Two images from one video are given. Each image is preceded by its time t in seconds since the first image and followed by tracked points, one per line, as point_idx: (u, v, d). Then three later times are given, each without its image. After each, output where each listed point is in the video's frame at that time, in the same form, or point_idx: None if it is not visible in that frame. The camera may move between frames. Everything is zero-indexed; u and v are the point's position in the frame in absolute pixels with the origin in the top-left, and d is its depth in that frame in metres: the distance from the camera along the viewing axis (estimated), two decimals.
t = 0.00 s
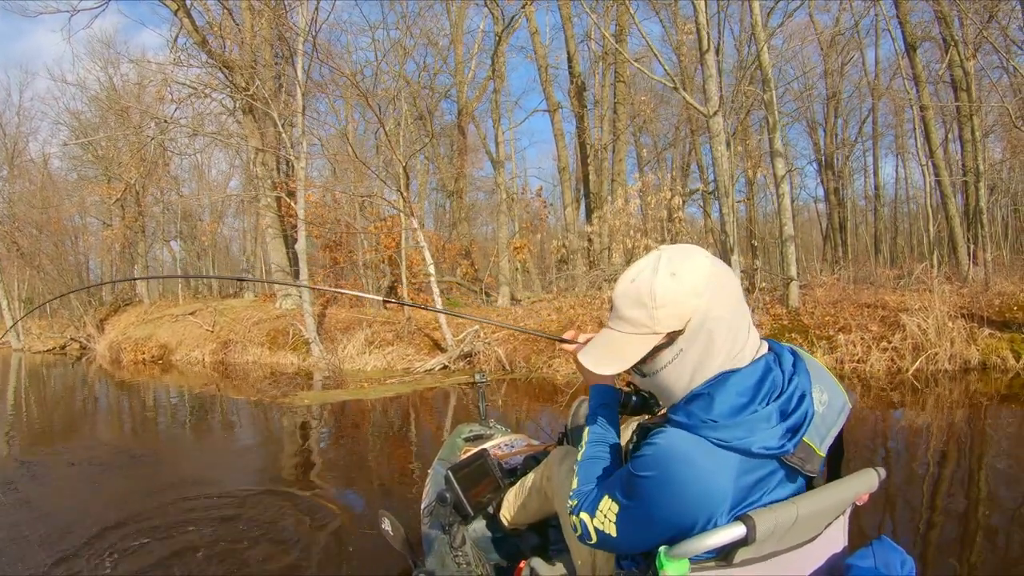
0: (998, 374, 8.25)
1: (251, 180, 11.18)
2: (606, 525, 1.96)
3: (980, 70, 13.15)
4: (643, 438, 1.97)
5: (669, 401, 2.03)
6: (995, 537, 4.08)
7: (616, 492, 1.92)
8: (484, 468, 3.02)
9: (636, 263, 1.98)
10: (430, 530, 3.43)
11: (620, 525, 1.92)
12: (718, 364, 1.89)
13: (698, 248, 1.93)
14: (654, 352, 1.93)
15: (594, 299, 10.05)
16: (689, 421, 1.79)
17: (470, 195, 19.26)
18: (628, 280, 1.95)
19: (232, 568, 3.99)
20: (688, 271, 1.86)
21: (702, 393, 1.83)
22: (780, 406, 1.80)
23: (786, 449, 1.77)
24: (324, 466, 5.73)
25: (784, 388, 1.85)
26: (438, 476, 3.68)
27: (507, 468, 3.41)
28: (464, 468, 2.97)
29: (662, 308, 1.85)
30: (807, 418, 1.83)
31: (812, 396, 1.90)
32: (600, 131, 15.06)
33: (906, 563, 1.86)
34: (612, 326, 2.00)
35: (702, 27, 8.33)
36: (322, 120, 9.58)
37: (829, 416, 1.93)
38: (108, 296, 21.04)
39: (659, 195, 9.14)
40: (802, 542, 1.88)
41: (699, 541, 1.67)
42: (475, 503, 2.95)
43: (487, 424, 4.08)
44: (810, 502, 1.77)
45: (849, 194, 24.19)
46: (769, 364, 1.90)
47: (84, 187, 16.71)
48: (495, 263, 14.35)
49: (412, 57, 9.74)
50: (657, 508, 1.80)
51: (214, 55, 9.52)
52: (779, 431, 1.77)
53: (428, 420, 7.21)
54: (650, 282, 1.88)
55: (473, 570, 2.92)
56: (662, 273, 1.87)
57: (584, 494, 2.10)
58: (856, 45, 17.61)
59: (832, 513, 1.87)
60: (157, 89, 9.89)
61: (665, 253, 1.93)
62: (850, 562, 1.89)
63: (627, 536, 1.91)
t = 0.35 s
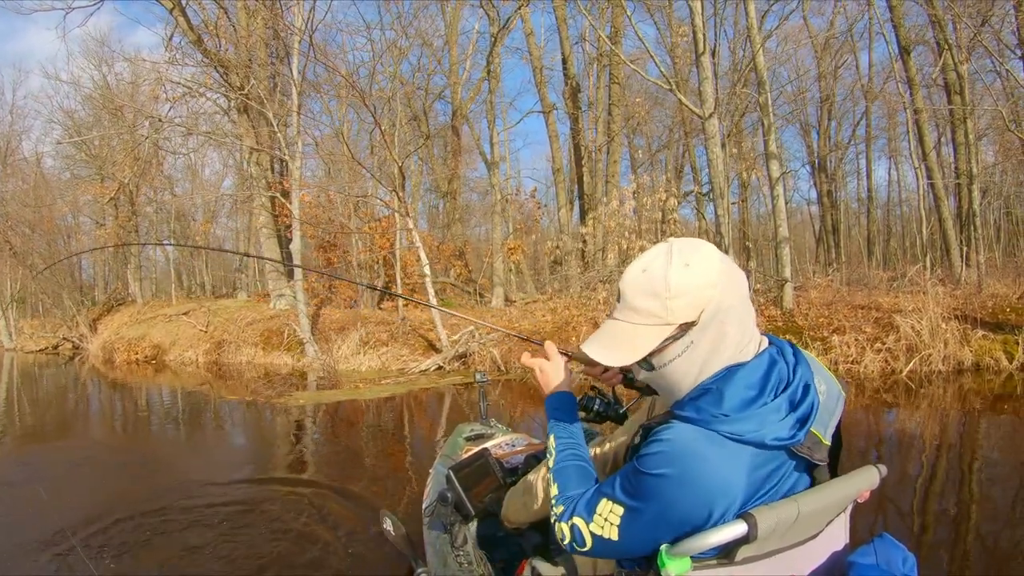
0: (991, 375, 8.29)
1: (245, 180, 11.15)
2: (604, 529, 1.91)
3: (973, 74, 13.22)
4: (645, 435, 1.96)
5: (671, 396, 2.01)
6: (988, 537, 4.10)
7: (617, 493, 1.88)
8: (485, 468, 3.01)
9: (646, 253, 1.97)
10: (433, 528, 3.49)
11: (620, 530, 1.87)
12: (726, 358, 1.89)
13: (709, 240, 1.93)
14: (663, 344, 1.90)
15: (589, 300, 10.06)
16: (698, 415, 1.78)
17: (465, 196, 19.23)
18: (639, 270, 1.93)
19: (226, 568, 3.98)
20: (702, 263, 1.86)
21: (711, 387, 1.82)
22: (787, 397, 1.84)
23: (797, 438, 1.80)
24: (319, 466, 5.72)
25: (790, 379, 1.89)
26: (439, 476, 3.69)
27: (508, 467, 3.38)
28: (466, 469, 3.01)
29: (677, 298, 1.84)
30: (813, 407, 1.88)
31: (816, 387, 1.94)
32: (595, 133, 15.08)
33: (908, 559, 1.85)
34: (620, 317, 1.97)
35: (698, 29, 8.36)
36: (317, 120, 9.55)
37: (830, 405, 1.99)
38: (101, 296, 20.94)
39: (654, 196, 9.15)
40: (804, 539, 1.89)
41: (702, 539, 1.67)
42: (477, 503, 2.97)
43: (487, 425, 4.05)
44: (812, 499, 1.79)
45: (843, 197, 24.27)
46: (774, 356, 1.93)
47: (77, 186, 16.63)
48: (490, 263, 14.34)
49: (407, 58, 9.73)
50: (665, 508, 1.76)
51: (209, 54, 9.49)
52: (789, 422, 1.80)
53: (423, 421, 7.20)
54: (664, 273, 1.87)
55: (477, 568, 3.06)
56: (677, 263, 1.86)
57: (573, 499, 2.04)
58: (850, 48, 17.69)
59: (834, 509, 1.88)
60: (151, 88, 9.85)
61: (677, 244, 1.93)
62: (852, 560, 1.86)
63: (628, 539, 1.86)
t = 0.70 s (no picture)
0: (983, 378, 8.33)
1: (239, 180, 11.11)
2: (608, 543, 1.91)
3: (965, 80, 13.29)
4: (641, 438, 1.95)
5: (666, 402, 2.01)
6: (979, 539, 4.12)
7: (619, 503, 1.88)
8: (483, 469, 3.05)
9: (635, 259, 1.96)
10: (432, 527, 3.40)
11: (624, 543, 1.87)
12: (720, 362, 1.90)
13: (696, 243, 1.93)
14: (657, 351, 1.90)
15: (583, 302, 10.07)
16: (695, 418, 1.78)
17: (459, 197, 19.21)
18: (628, 277, 1.92)
19: (219, 568, 3.97)
20: (692, 267, 1.86)
21: (706, 391, 1.83)
22: (783, 396, 1.86)
23: (796, 436, 1.81)
24: (314, 466, 5.71)
25: (785, 377, 1.90)
26: (438, 475, 3.69)
27: (507, 466, 3.42)
28: (466, 468, 2.97)
29: (669, 304, 1.84)
30: (809, 405, 1.89)
31: (810, 384, 1.96)
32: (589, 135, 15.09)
33: (908, 557, 1.85)
34: (611, 326, 1.96)
35: (694, 33, 8.38)
36: (311, 120, 9.53)
37: (824, 400, 2.01)
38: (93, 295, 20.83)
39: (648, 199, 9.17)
40: (805, 537, 1.89)
41: (702, 538, 1.68)
42: (476, 503, 2.97)
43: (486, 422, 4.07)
44: (812, 497, 1.79)
45: (835, 201, 24.36)
46: (767, 355, 1.95)
47: (69, 185, 16.53)
48: (484, 265, 14.34)
49: (402, 58, 9.71)
50: (665, 513, 1.77)
51: (204, 53, 9.46)
52: (786, 420, 1.82)
53: (417, 422, 7.19)
54: (654, 279, 1.86)
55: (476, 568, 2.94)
56: (667, 269, 1.86)
57: (577, 517, 2.04)
58: (844, 53, 17.76)
59: (833, 507, 1.89)
60: (145, 87, 9.82)
61: (665, 248, 1.93)
62: (851, 557, 1.87)
63: (633, 549, 1.87)
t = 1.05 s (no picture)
0: (975, 381, 8.37)
1: (233, 179, 11.07)
2: (607, 543, 1.92)
3: (958, 86, 13.38)
4: (635, 439, 1.94)
5: (661, 402, 2.02)
6: (971, 542, 4.13)
7: (616, 504, 1.89)
8: (484, 470, 3.15)
9: (628, 260, 1.96)
10: (430, 529, 3.46)
11: (623, 544, 1.88)
12: (713, 363, 1.90)
13: (688, 244, 1.93)
14: (649, 353, 1.92)
15: (577, 304, 10.07)
16: (689, 418, 1.79)
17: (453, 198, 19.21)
18: (620, 279, 1.93)
19: (210, 568, 3.95)
20: (684, 269, 1.86)
21: (699, 392, 1.83)
22: (777, 396, 1.85)
23: (790, 436, 1.80)
24: (306, 467, 5.69)
25: (778, 377, 1.90)
26: (437, 476, 3.69)
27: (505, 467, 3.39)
28: (465, 468, 3.11)
29: (659, 307, 1.85)
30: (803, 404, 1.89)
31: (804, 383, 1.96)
32: (584, 137, 15.12)
33: (906, 557, 1.86)
34: (603, 328, 1.98)
35: (689, 36, 8.41)
36: (306, 119, 9.51)
37: (819, 399, 2.01)
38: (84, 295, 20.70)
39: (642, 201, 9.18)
40: (804, 536, 1.90)
41: (700, 538, 1.68)
42: (476, 503, 3.05)
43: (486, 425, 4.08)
44: (809, 496, 1.79)
45: (828, 205, 24.45)
46: (760, 355, 1.95)
47: (61, 183, 16.44)
48: (478, 266, 14.33)
49: (397, 59, 9.71)
50: (660, 512, 1.78)
51: (199, 51, 9.42)
52: (780, 419, 1.81)
53: (410, 423, 7.17)
54: (645, 281, 1.87)
55: (473, 568, 2.91)
56: (657, 271, 1.86)
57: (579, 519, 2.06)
58: (837, 58, 17.86)
59: (831, 507, 1.89)
60: (139, 85, 9.77)
61: (657, 249, 1.93)
62: (850, 557, 1.88)
63: (631, 549, 1.87)
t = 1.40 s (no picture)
0: (968, 384, 8.41)
1: (227, 180, 11.04)
2: (603, 547, 1.92)
3: (951, 89, 13.43)
4: (631, 444, 1.95)
5: (655, 404, 2.03)
6: (963, 544, 4.15)
7: (611, 508, 1.90)
8: (478, 472, 3.05)
9: (629, 260, 1.98)
10: (425, 530, 3.45)
11: (619, 548, 1.88)
12: (707, 367, 1.90)
13: (690, 249, 1.94)
14: (642, 354, 1.93)
15: (571, 306, 10.08)
16: (684, 424, 1.79)
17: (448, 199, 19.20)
18: (619, 279, 1.94)
19: (202, 569, 3.95)
20: (683, 273, 1.87)
21: (694, 397, 1.83)
22: (773, 403, 1.85)
23: (785, 443, 1.80)
24: (299, 468, 5.68)
25: (775, 385, 1.90)
26: (433, 478, 3.68)
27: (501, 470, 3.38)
28: (461, 469, 2.99)
29: (654, 309, 1.85)
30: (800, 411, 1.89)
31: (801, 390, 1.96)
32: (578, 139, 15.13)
33: (902, 562, 1.87)
34: (598, 326, 1.99)
35: (683, 38, 8.42)
36: (300, 120, 9.49)
37: (816, 407, 2.01)
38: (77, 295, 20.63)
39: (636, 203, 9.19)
40: (800, 541, 1.90)
41: (696, 543, 1.68)
42: (472, 506, 2.95)
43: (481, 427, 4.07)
44: (806, 501, 1.79)
45: (822, 208, 24.51)
46: (758, 361, 1.95)
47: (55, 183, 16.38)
48: (472, 267, 14.32)
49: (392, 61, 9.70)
50: (655, 516, 1.78)
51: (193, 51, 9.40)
52: (776, 427, 1.81)
53: (403, 424, 7.17)
54: (642, 282, 1.88)
55: (470, 570, 2.98)
56: (656, 274, 1.87)
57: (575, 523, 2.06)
58: (832, 62, 17.91)
59: (827, 512, 1.90)
60: (133, 85, 9.74)
61: (658, 252, 1.94)
62: (847, 561, 1.88)
63: (626, 553, 1.87)
